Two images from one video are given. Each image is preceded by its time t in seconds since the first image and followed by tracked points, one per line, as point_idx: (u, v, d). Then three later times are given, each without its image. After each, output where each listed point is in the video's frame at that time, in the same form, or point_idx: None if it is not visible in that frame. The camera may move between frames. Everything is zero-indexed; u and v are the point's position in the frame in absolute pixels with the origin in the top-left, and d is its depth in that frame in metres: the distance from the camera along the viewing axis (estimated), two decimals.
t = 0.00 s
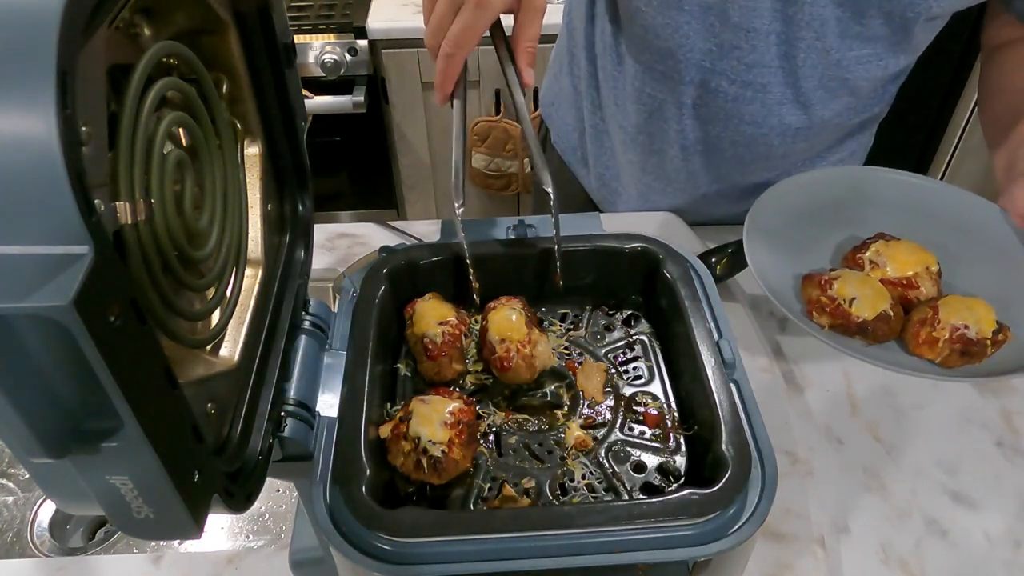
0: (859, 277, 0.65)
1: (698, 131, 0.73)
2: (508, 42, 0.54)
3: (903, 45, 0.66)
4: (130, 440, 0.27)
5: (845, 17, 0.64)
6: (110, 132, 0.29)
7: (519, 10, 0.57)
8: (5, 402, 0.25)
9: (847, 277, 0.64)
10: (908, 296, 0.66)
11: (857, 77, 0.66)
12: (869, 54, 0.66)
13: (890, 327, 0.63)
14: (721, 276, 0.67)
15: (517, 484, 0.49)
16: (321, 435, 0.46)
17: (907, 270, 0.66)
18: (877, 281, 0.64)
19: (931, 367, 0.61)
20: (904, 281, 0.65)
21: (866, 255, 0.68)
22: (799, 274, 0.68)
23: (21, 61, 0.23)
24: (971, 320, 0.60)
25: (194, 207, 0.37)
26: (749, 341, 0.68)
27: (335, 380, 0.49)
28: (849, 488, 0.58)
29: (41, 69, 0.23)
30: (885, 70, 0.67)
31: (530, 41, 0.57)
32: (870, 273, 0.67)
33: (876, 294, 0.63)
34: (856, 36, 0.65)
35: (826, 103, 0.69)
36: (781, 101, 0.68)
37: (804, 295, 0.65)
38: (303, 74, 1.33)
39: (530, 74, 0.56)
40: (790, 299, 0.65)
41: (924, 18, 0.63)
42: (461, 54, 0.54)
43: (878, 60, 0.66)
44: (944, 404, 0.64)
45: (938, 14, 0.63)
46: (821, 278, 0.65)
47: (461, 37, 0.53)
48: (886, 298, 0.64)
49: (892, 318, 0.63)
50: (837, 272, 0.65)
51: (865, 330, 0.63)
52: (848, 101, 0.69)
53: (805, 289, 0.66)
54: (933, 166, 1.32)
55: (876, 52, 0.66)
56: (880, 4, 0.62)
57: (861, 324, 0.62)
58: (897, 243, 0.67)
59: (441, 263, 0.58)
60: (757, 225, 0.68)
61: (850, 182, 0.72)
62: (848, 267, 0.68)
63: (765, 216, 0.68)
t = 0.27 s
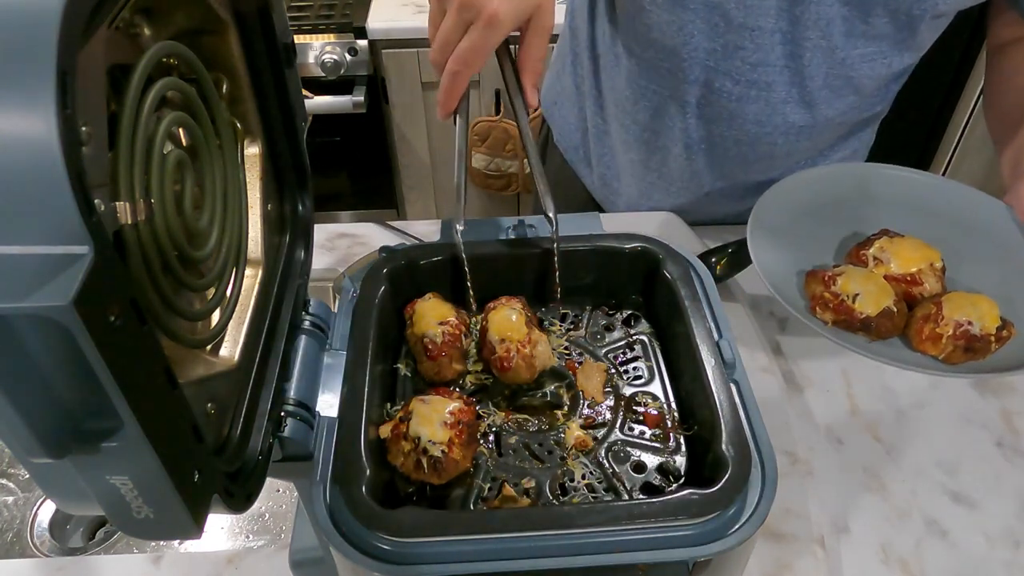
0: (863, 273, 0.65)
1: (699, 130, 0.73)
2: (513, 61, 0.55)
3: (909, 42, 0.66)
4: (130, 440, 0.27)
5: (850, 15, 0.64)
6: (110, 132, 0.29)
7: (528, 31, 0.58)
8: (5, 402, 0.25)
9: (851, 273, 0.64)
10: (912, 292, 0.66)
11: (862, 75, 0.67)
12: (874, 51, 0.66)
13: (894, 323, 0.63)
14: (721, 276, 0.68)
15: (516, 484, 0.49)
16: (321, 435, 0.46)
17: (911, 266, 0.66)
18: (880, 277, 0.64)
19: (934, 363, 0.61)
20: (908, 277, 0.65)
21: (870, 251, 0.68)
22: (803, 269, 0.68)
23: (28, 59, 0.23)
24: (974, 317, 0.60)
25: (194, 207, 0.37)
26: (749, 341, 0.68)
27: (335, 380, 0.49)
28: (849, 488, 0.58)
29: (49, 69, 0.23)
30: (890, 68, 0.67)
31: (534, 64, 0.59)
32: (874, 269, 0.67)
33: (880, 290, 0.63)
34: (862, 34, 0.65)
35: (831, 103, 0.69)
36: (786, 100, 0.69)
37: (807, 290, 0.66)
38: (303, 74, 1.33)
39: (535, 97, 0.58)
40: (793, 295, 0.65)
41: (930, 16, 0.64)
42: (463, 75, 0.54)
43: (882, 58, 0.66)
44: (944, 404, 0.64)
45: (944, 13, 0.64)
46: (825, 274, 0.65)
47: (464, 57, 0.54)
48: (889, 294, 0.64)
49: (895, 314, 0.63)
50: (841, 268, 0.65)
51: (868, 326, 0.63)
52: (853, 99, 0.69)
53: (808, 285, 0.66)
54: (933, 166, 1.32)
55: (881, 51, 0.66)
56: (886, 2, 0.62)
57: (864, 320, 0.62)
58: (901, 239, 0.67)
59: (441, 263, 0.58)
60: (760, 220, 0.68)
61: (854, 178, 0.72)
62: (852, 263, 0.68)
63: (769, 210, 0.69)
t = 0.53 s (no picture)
0: (865, 269, 0.65)
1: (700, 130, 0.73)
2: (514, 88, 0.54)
3: (912, 41, 0.66)
4: (130, 440, 0.27)
5: (853, 15, 0.64)
6: (110, 132, 0.29)
7: (533, 60, 0.54)
8: (5, 402, 0.25)
9: (853, 269, 0.65)
10: (914, 288, 0.66)
11: (865, 74, 0.67)
12: (877, 51, 0.66)
13: (897, 319, 0.63)
14: (721, 276, 0.68)
15: (516, 484, 0.49)
16: (321, 435, 0.46)
17: (913, 263, 0.66)
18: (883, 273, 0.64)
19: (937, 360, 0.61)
20: (910, 273, 0.65)
21: (872, 248, 0.68)
22: (805, 265, 0.68)
23: (31, 59, 0.23)
24: (978, 313, 0.60)
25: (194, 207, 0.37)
26: (750, 341, 0.68)
27: (335, 380, 0.49)
28: (849, 488, 0.58)
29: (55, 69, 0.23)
30: (894, 67, 0.67)
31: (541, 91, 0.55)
32: (876, 265, 0.67)
33: (882, 285, 0.63)
34: (865, 34, 0.65)
35: (834, 102, 0.69)
36: (790, 99, 0.69)
37: (809, 286, 0.66)
38: (303, 74, 1.33)
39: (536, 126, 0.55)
40: (795, 291, 0.65)
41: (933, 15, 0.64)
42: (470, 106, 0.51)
43: (885, 57, 0.66)
44: (944, 404, 0.64)
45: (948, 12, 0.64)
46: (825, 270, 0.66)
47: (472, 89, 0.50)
48: (892, 290, 0.64)
49: (898, 310, 0.63)
50: (844, 264, 0.65)
51: (870, 322, 0.63)
52: (856, 99, 0.69)
53: (811, 281, 0.66)
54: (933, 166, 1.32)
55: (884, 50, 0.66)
56: (889, 1, 0.62)
57: (866, 315, 0.62)
58: (904, 236, 0.67)
59: (441, 263, 0.58)
60: (761, 217, 0.68)
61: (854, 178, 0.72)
62: (854, 259, 0.68)
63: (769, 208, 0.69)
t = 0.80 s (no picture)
0: (861, 270, 0.65)
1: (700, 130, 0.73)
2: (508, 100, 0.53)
3: (913, 41, 0.66)
4: (130, 440, 0.27)
5: (854, 14, 0.64)
6: (110, 132, 0.29)
7: (528, 71, 0.54)
8: (6, 402, 0.25)
9: (849, 270, 0.65)
10: (910, 289, 0.66)
11: (867, 74, 0.67)
12: (878, 50, 0.66)
13: (892, 320, 0.63)
14: (722, 276, 0.68)
15: (515, 483, 0.49)
16: (321, 434, 0.46)
17: (909, 263, 0.66)
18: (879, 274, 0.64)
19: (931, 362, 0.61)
20: (906, 274, 0.65)
21: (869, 248, 0.68)
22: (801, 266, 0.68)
23: (32, 58, 0.23)
24: (973, 315, 0.60)
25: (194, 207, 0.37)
26: (750, 340, 0.69)
27: (335, 380, 0.49)
28: (849, 488, 0.58)
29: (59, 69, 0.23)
30: (895, 67, 0.67)
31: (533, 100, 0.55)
32: (872, 266, 0.67)
33: (878, 286, 0.63)
34: (866, 33, 0.65)
35: (835, 102, 0.69)
36: (790, 99, 0.69)
37: (805, 287, 0.66)
38: (303, 74, 1.33)
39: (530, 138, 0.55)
40: (792, 292, 0.65)
41: (934, 15, 0.64)
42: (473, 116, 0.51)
43: (887, 57, 0.66)
44: (944, 404, 0.64)
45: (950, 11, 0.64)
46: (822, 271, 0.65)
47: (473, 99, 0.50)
48: (888, 291, 0.64)
49: (894, 311, 0.63)
50: (840, 265, 0.65)
51: (866, 323, 0.63)
52: (857, 98, 0.69)
53: (807, 281, 0.66)
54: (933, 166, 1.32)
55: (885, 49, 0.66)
56: (891, 0, 0.63)
57: (862, 317, 0.62)
58: (900, 237, 0.67)
59: (443, 262, 0.58)
60: (759, 217, 0.68)
61: (857, 178, 0.72)
62: (850, 260, 0.68)
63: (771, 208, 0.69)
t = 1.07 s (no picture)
0: (852, 274, 0.65)
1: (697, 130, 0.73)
2: (491, 95, 0.53)
3: (910, 40, 0.66)
4: (130, 440, 0.27)
5: (850, 14, 0.64)
6: (110, 132, 0.29)
7: (507, 63, 0.54)
8: (6, 402, 0.25)
9: (840, 274, 0.64)
10: (900, 293, 0.66)
11: (864, 74, 0.67)
12: (875, 49, 0.66)
13: (882, 325, 0.63)
14: (722, 277, 0.68)
15: (515, 483, 0.49)
16: (321, 434, 0.46)
17: (900, 267, 0.65)
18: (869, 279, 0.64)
19: (920, 367, 0.61)
20: (897, 278, 0.65)
21: (860, 252, 0.68)
22: (793, 270, 0.68)
23: (29, 57, 0.23)
24: (961, 320, 0.60)
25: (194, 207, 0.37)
26: (749, 340, 0.69)
27: (335, 380, 0.49)
28: (849, 488, 0.58)
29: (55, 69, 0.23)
30: (892, 66, 0.67)
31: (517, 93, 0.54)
32: (863, 270, 0.67)
33: (868, 291, 0.63)
34: (862, 32, 0.65)
35: (832, 101, 0.69)
36: (785, 99, 0.69)
37: (797, 291, 0.66)
38: (303, 74, 1.33)
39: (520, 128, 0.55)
40: (783, 296, 0.65)
41: (930, 14, 0.64)
42: (454, 115, 0.52)
43: (883, 56, 0.66)
44: (944, 404, 0.64)
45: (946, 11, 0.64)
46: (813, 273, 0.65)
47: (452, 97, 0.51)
48: (878, 295, 0.63)
49: (884, 316, 0.63)
50: (831, 269, 0.65)
51: (856, 327, 0.63)
52: (854, 98, 0.69)
53: (798, 285, 0.66)
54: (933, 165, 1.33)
55: (882, 49, 0.66)
56: None
57: (852, 321, 0.62)
58: (890, 241, 0.67)
59: (444, 263, 0.58)
60: (755, 218, 0.68)
61: (856, 179, 0.73)
62: (841, 263, 0.68)
63: (767, 207, 0.69)
